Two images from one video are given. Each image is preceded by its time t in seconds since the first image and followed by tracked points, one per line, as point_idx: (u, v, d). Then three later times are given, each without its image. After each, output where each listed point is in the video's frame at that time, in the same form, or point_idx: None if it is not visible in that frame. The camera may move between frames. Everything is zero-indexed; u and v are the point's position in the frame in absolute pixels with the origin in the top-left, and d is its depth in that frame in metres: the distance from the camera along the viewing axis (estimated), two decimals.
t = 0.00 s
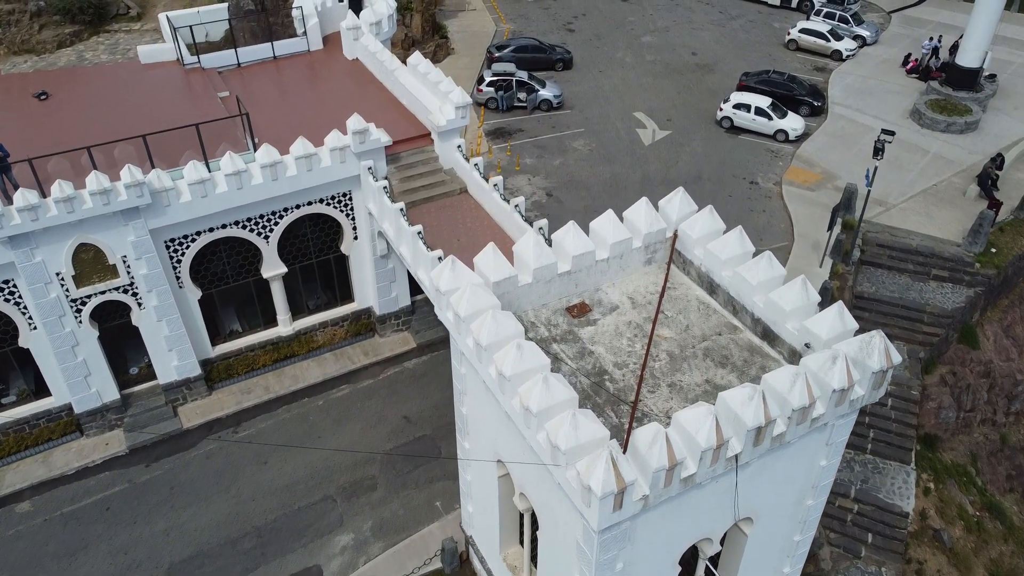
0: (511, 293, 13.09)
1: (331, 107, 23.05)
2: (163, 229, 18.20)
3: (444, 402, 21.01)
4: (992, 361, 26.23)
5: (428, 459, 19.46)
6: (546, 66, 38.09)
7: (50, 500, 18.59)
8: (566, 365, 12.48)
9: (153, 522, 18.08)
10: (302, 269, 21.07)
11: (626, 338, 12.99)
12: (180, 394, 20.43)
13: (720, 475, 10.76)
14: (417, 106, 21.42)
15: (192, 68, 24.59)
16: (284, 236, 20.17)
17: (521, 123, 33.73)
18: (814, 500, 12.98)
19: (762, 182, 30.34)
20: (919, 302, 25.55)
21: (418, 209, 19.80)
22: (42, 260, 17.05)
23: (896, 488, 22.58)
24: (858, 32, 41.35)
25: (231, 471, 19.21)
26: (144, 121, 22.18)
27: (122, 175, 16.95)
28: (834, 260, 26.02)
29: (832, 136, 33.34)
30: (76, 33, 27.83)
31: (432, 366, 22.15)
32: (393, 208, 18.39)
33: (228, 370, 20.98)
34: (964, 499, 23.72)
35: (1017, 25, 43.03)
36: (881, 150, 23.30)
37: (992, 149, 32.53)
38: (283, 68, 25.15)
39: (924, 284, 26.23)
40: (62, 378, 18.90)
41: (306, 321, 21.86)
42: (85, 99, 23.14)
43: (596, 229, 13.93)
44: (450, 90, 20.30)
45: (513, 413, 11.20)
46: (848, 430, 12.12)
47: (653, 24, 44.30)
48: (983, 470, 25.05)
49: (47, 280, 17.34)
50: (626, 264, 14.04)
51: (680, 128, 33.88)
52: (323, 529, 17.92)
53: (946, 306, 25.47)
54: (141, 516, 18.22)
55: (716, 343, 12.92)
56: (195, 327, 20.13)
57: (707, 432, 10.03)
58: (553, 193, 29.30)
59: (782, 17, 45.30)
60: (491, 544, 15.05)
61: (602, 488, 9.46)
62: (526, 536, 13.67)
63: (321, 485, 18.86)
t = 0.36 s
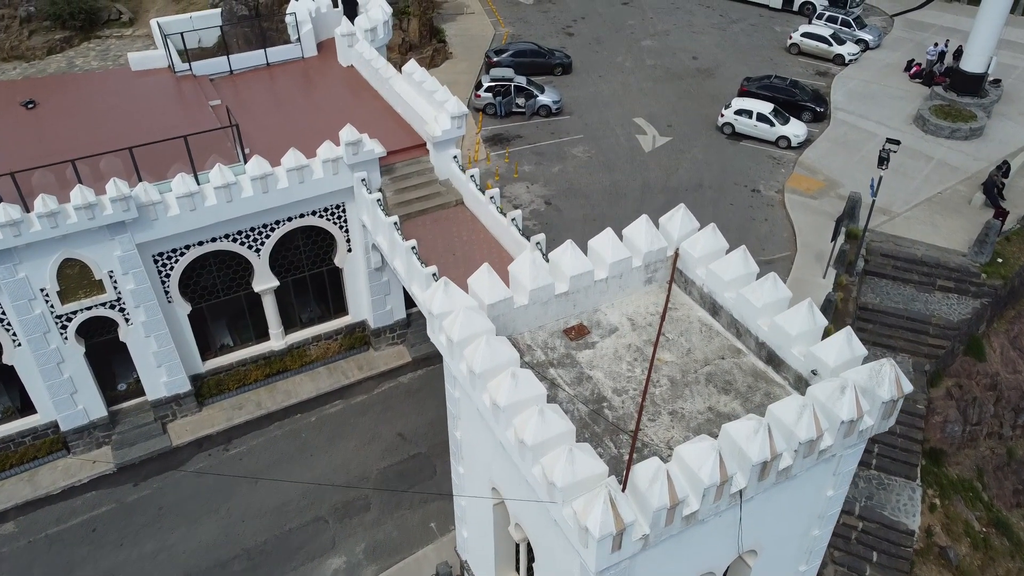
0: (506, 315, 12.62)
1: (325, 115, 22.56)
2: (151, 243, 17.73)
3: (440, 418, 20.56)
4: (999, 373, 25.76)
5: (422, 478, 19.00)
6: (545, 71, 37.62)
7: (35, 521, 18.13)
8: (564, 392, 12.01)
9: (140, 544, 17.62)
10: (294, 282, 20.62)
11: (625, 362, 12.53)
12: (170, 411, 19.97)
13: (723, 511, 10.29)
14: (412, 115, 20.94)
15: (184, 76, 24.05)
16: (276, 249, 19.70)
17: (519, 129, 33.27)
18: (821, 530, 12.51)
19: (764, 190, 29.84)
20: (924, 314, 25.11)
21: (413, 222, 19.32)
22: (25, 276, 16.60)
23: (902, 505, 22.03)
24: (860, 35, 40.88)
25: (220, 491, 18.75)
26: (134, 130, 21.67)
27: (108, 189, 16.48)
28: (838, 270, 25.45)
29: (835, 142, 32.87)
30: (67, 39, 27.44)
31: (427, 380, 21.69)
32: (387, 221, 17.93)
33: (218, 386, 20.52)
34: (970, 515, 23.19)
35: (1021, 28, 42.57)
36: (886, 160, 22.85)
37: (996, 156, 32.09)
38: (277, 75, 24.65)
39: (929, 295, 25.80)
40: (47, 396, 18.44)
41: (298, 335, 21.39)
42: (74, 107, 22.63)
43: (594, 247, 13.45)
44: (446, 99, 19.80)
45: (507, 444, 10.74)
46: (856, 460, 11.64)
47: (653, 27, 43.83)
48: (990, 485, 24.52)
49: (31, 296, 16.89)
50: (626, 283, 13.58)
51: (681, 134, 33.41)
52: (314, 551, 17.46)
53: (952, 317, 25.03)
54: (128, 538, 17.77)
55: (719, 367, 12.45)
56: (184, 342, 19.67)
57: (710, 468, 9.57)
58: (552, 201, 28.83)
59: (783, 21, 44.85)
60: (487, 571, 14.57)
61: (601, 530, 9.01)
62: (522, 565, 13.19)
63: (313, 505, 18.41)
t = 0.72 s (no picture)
0: (500, 342, 12.10)
1: (318, 126, 22.00)
2: (136, 260, 17.19)
3: (435, 437, 20.03)
4: (1007, 388, 25.19)
5: (416, 501, 18.48)
6: (543, 76, 37.07)
7: (17, 546, 17.62)
8: (561, 425, 11.48)
9: (125, 571, 17.12)
10: (285, 298, 20.10)
11: (625, 392, 11.99)
12: (157, 431, 19.45)
13: (728, 555, 9.78)
14: (406, 126, 20.39)
15: (173, 85, 23.53)
16: (267, 264, 19.18)
17: (517, 136, 32.73)
18: (829, 567, 12.00)
19: (766, 199, 29.28)
20: (930, 327, 24.61)
21: (406, 237, 18.78)
22: (5, 295, 16.08)
23: (908, 525, 21.49)
24: (863, 40, 40.34)
25: (208, 515, 18.24)
26: (121, 141, 21.11)
27: (90, 205, 15.93)
28: (842, 282, 24.80)
29: (838, 150, 32.33)
30: (56, 46, 26.94)
31: (422, 398, 21.16)
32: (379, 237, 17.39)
33: (207, 405, 19.99)
34: (977, 534, 22.35)
35: None
36: (892, 171, 22.31)
37: (1003, 164, 31.58)
38: (269, 84, 24.11)
39: (935, 308, 25.29)
40: (30, 417, 17.91)
41: (290, 351, 20.87)
42: (60, 117, 22.08)
43: (593, 270, 12.93)
44: (440, 110, 19.24)
45: (501, 483, 10.23)
46: (866, 496, 11.12)
47: (654, 32, 43.29)
48: (998, 502, 23.54)
49: (12, 316, 16.38)
50: (626, 307, 13.05)
51: (682, 141, 32.87)
52: None
53: (959, 331, 24.52)
54: (113, 564, 17.26)
55: (723, 398, 11.93)
56: (172, 360, 19.14)
57: (715, 514, 9.05)
58: (550, 211, 28.28)
59: (785, 25, 44.32)
60: None
61: None
62: None
63: (304, 530, 17.89)
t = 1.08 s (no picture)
0: (493, 376, 11.53)
1: (310, 138, 21.35)
2: (118, 280, 16.61)
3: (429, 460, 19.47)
4: (1017, 405, 24.49)
5: (409, 528, 17.91)
6: (542, 82, 36.48)
7: None
8: (557, 464, 10.90)
9: None
10: (275, 316, 19.53)
11: (625, 428, 11.42)
12: (143, 453, 18.89)
13: None
14: (400, 139, 19.80)
15: (162, 94, 22.91)
16: (256, 282, 18.60)
17: (515, 144, 32.13)
18: None
19: (769, 209, 28.68)
20: (937, 343, 24.10)
21: (399, 255, 18.19)
22: None
23: (916, 549, 20.47)
24: (867, 45, 39.76)
25: (195, 542, 17.70)
26: (107, 152, 20.50)
27: (70, 225, 15.34)
28: (848, 297, 24.21)
29: (842, 158, 31.76)
30: (43, 54, 26.40)
31: (416, 418, 20.59)
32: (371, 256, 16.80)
33: (195, 426, 19.42)
34: (987, 555, 21.68)
35: None
36: (899, 184, 21.71)
37: (1009, 173, 31.03)
38: (260, 93, 23.50)
39: (942, 323, 24.78)
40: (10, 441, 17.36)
41: (280, 370, 20.30)
42: (45, 128, 21.47)
43: (591, 297, 12.39)
44: (434, 123, 18.61)
45: (493, 530, 9.66)
46: (878, 540, 10.54)
47: (654, 36, 42.70)
48: (1007, 522, 22.91)
49: None
50: (626, 336, 12.49)
51: (683, 149, 32.28)
52: None
53: (966, 347, 24.02)
54: None
55: (727, 434, 11.36)
56: (158, 381, 18.57)
57: (721, 571, 8.48)
58: (549, 222, 27.67)
59: (787, 29, 43.74)
60: None
61: None
62: None
63: (293, 558, 17.35)
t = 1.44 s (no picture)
0: (485, 411, 10.98)
1: (301, 150, 20.75)
2: (100, 300, 16.04)
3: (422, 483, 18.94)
4: None
5: (401, 554, 17.40)
6: (541, 88, 35.94)
7: None
8: (551, 505, 10.35)
9: None
10: (263, 335, 18.98)
11: (623, 465, 10.87)
12: (128, 477, 18.34)
13: None
14: (392, 152, 19.23)
15: (150, 105, 22.33)
16: (244, 300, 18.06)
17: (513, 152, 31.57)
18: None
19: (771, 220, 28.13)
20: (944, 358, 23.55)
21: (390, 272, 17.62)
22: None
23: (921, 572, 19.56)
24: (870, 50, 39.22)
25: (180, 569, 17.20)
26: (92, 165, 19.90)
27: (49, 245, 14.77)
28: (852, 311, 23.69)
29: (846, 167, 31.21)
30: (30, 62, 25.93)
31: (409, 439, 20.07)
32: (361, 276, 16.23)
33: (181, 448, 18.88)
34: None
35: None
36: (905, 197, 21.16)
37: (1016, 182, 30.47)
38: (251, 104, 22.93)
39: (948, 337, 24.22)
40: None
41: (269, 390, 19.77)
42: (29, 139, 20.87)
43: (589, 326, 11.86)
44: (428, 137, 18.07)
45: None
46: None
47: (654, 41, 42.15)
48: (1017, 542, 21.47)
49: None
50: (625, 366, 11.94)
51: (683, 157, 31.73)
52: None
53: (974, 362, 23.44)
54: None
55: (731, 472, 10.80)
56: (143, 403, 18.02)
57: None
58: (547, 232, 27.09)
59: (789, 34, 43.20)
60: None
61: None
62: None
63: None
